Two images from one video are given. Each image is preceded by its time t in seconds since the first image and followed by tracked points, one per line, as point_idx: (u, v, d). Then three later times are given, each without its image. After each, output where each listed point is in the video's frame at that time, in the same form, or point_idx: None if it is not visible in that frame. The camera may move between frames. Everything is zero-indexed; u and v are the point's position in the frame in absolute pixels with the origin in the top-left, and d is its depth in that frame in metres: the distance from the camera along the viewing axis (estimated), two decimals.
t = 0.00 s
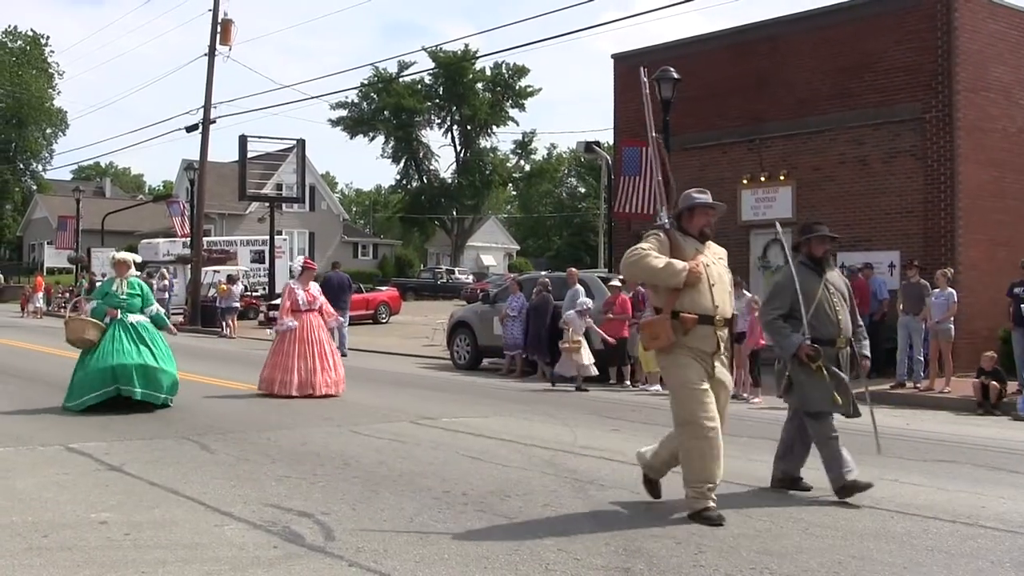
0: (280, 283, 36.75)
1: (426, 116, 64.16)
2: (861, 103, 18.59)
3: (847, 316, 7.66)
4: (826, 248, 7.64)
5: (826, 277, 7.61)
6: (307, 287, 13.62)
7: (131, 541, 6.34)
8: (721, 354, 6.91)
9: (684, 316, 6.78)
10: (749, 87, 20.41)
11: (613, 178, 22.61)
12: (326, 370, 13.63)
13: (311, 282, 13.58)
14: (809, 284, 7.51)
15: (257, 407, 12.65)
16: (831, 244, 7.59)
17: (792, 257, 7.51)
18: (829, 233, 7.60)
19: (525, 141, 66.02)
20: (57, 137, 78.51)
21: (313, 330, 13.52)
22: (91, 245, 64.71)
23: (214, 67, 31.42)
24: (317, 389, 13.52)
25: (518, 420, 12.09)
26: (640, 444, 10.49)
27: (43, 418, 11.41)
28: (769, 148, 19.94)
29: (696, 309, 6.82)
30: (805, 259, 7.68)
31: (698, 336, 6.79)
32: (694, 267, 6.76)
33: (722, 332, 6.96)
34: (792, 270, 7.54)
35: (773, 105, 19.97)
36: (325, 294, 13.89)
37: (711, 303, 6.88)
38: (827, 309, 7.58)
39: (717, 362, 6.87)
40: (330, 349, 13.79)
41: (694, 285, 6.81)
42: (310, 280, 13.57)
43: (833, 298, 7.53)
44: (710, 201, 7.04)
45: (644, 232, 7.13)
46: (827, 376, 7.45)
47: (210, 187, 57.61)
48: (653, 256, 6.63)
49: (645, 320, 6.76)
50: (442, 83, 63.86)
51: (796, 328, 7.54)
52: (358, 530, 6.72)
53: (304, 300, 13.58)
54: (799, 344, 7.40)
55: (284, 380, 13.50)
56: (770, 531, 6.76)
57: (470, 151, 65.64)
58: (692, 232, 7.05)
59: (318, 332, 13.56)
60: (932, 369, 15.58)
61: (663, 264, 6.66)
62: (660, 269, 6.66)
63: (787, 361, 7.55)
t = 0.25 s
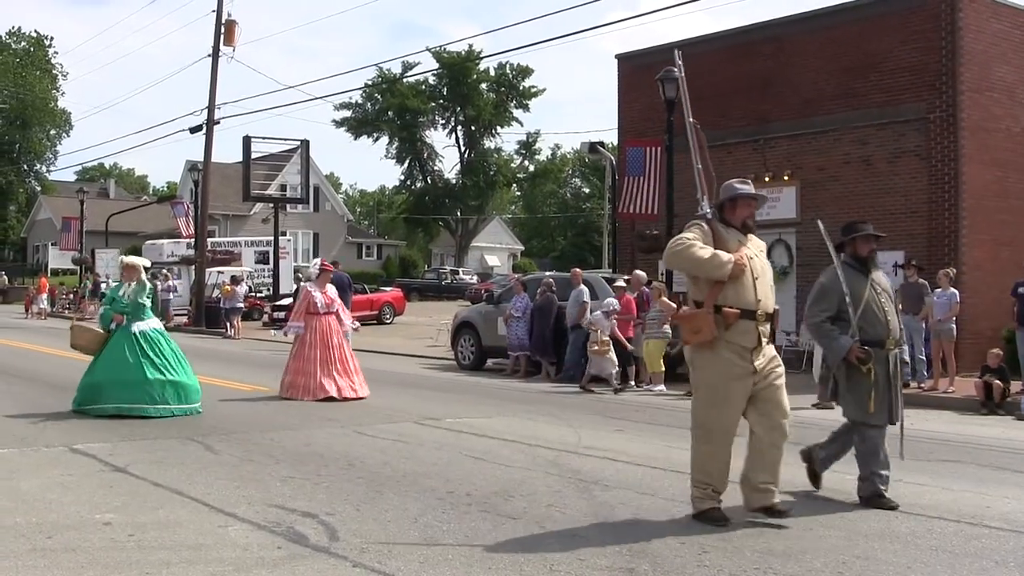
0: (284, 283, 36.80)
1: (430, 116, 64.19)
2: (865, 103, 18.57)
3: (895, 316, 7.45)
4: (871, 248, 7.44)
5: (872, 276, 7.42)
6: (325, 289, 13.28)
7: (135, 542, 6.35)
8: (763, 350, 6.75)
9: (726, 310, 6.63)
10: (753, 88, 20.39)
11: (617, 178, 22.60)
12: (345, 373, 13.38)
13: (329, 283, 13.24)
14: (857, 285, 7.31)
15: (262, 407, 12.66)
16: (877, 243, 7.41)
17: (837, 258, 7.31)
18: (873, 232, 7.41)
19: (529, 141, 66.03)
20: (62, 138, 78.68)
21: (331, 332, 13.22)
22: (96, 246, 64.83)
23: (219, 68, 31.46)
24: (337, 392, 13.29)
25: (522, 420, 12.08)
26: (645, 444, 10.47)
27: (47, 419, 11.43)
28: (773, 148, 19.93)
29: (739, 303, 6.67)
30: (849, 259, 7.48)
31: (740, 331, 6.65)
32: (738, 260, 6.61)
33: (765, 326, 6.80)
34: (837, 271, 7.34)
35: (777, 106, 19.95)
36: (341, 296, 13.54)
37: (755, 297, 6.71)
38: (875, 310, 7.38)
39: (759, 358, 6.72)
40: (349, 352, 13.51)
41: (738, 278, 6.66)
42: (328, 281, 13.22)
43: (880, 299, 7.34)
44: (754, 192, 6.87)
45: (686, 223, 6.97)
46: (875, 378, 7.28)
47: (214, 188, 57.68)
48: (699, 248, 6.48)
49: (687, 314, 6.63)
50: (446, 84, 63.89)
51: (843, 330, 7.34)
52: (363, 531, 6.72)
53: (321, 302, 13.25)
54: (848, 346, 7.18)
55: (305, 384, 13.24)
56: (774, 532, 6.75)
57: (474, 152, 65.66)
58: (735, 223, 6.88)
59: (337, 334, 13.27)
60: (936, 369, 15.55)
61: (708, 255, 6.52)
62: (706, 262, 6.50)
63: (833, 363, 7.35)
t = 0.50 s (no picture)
0: (289, 283, 36.83)
1: (434, 116, 64.19)
2: (869, 102, 18.53)
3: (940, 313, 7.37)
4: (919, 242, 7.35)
5: (919, 272, 7.32)
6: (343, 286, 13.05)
7: (139, 542, 6.36)
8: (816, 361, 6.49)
9: (780, 321, 6.39)
10: (756, 86, 20.36)
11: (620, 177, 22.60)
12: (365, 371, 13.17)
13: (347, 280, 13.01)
14: (907, 280, 7.20)
15: (266, 407, 12.66)
16: (925, 238, 7.32)
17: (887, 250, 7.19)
18: (922, 227, 7.32)
19: (533, 140, 66.02)
20: (65, 138, 78.81)
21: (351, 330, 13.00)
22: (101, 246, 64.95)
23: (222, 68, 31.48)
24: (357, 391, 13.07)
25: (527, 419, 12.07)
26: (650, 443, 10.46)
27: (52, 420, 11.44)
28: (777, 147, 19.91)
29: (793, 313, 6.43)
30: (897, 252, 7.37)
31: (794, 342, 6.41)
32: (792, 269, 6.37)
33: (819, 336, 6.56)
34: (887, 262, 7.21)
35: (781, 105, 19.92)
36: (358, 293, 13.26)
37: (809, 307, 6.47)
38: (921, 305, 7.29)
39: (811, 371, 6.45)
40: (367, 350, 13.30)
41: (792, 288, 6.42)
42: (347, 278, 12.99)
43: (928, 295, 7.25)
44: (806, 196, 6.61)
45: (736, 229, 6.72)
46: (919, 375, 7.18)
47: (218, 188, 57.75)
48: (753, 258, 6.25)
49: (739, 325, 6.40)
50: (450, 83, 63.89)
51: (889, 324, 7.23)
52: (366, 530, 6.71)
53: (341, 299, 13.02)
54: (893, 341, 7.08)
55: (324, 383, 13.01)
56: (779, 531, 6.74)
57: (478, 151, 65.65)
58: (786, 229, 6.62)
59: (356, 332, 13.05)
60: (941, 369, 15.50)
61: (762, 264, 6.28)
62: (757, 271, 6.28)
63: (877, 358, 7.22)
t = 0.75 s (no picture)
0: (292, 282, 36.86)
1: (437, 115, 64.21)
2: (871, 100, 18.51)
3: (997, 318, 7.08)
4: (977, 245, 7.08)
5: (976, 276, 7.05)
6: (364, 289, 13.08)
7: (143, 541, 6.36)
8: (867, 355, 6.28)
9: (833, 310, 6.15)
10: (759, 85, 20.35)
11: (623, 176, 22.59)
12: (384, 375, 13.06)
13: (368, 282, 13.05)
14: (961, 284, 6.96)
15: (270, 407, 12.68)
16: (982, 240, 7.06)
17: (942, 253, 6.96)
18: (979, 229, 7.06)
19: (536, 139, 66.02)
20: (68, 138, 78.90)
21: (370, 332, 12.94)
22: (104, 245, 64.99)
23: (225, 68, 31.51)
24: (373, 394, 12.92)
25: (530, 419, 12.07)
26: (652, 442, 10.45)
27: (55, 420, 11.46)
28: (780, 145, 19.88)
29: (845, 303, 6.20)
30: (952, 257, 7.14)
31: (847, 332, 6.17)
32: (843, 256, 6.15)
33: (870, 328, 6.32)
34: (941, 265, 6.96)
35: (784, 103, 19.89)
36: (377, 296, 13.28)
37: (861, 296, 6.25)
38: (978, 310, 7.02)
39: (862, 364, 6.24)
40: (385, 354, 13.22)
41: (844, 276, 6.19)
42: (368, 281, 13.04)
43: (984, 299, 6.98)
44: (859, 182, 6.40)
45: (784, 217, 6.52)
46: (972, 382, 6.91)
47: (221, 187, 57.81)
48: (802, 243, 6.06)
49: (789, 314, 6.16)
50: (453, 82, 63.91)
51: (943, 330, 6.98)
52: (369, 529, 6.72)
53: (361, 302, 13.02)
54: (946, 348, 6.85)
55: (340, 384, 12.86)
56: (781, 530, 6.74)
57: (481, 150, 65.64)
58: (837, 217, 6.42)
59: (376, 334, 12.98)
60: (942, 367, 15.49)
61: (810, 252, 6.09)
62: (807, 258, 6.08)
63: (929, 366, 6.98)
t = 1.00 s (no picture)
0: (294, 281, 36.86)
1: (439, 114, 64.24)
2: (874, 99, 18.49)
3: None
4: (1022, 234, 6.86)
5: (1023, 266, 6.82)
6: (383, 286, 12.92)
7: (145, 540, 6.36)
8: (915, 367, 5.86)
9: (882, 320, 5.72)
10: (761, 84, 20.34)
11: (626, 175, 22.58)
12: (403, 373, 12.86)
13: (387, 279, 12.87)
14: (1011, 274, 6.72)
15: (273, 406, 12.67)
16: None
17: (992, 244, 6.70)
18: None
19: (539, 138, 66.01)
20: (71, 137, 79.02)
21: (389, 329, 12.75)
22: (107, 244, 65.06)
23: (228, 67, 31.53)
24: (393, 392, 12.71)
25: (533, 418, 12.05)
26: (655, 441, 10.43)
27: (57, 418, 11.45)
28: (782, 144, 19.87)
29: (895, 312, 5.76)
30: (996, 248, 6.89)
31: (895, 344, 5.75)
32: (893, 262, 5.71)
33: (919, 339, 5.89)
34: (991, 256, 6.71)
35: (786, 103, 19.88)
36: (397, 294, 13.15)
37: (911, 307, 5.80)
38: None
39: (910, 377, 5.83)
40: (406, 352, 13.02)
41: (893, 284, 5.75)
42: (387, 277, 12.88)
43: None
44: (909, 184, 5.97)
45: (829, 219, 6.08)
46: None
47: (223, 186, 57.85)
48: (849, 248, 5.61)
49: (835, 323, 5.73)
50: (455, 81, 63.92)
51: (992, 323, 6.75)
52: (371, 528, 6.72)
53: (380, 298, 12.84)
54: (1001, 341, 6.58)
55: (359, 382, 12.67)
56: (783, 529, 6.73)
57: (483, 149, 65.63)
58: (887, 220, 5.98)
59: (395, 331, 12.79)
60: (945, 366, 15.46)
61: (859, 258, 5.63)
62: (855, 264, 5.63)
63: (982, 360, 6.71)
